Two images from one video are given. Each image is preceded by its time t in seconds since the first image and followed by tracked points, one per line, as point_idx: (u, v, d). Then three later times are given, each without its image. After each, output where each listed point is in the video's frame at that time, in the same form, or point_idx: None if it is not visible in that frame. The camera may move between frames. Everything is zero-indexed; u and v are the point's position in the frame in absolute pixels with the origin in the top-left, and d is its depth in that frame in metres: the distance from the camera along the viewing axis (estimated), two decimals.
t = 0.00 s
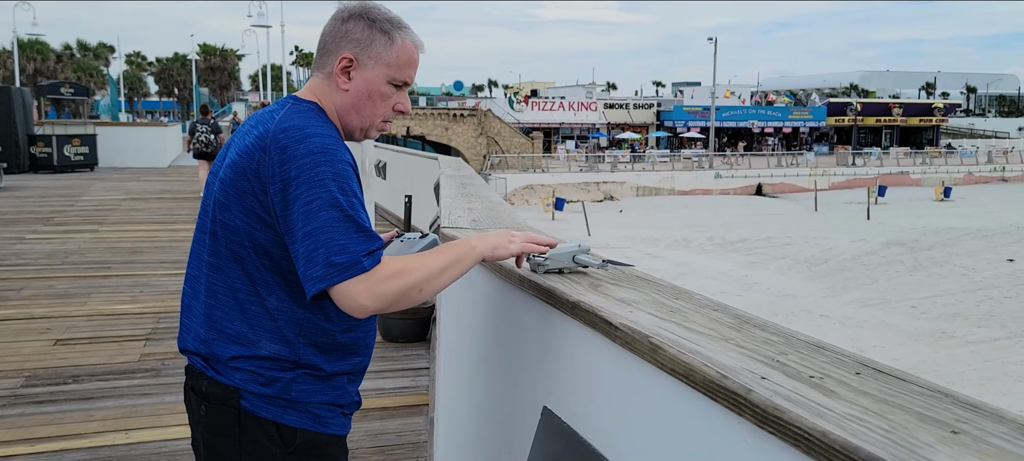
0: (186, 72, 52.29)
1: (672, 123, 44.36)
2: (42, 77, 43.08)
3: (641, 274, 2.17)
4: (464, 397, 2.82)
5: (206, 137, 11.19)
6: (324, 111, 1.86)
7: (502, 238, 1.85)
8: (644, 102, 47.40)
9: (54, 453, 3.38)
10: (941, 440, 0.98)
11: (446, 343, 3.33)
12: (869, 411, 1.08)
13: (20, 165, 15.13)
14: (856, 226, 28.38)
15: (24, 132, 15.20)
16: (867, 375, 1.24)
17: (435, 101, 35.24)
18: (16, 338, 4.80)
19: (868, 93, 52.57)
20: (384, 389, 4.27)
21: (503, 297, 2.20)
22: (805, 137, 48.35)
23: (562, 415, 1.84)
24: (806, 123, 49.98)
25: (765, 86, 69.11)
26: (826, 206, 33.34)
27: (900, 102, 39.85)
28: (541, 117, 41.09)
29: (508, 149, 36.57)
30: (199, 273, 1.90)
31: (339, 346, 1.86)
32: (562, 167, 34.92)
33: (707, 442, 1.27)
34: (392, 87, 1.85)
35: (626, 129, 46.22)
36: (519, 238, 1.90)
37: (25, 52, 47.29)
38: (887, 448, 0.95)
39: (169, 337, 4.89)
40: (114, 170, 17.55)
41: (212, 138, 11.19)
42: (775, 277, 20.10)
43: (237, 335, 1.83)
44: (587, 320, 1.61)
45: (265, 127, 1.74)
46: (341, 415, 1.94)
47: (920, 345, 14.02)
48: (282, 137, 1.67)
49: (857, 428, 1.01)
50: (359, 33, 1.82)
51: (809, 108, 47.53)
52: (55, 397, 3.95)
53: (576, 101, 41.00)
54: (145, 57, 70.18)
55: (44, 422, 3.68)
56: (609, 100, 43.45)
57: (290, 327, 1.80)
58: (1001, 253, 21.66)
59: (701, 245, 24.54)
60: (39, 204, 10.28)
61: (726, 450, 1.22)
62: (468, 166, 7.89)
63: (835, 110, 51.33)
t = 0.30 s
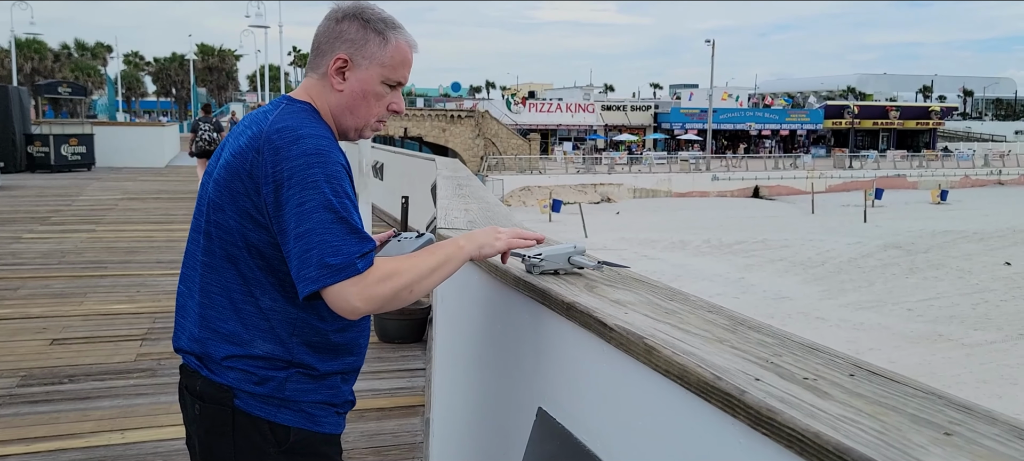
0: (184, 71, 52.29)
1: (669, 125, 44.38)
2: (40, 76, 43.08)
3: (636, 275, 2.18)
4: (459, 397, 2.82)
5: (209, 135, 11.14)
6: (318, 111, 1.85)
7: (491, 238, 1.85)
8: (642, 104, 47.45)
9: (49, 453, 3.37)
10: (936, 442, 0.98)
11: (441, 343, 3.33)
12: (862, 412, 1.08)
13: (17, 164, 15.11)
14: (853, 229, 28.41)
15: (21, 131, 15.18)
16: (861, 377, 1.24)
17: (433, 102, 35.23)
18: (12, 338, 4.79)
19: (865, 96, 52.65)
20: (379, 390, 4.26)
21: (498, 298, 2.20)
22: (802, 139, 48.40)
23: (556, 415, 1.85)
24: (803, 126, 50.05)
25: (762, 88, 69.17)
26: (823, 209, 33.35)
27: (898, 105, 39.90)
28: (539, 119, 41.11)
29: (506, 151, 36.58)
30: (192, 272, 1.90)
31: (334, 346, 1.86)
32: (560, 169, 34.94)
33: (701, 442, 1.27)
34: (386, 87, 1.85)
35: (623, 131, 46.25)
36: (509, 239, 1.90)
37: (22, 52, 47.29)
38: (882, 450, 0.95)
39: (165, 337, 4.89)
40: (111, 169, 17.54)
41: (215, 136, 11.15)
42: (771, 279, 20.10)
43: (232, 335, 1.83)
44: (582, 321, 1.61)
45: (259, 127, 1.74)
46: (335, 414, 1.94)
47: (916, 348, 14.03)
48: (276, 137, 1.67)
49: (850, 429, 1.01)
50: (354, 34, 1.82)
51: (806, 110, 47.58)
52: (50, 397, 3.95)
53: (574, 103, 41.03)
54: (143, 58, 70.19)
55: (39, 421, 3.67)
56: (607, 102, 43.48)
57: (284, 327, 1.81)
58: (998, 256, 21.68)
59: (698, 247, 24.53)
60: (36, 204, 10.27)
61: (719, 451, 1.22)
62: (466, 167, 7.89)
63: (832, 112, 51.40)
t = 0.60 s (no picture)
0: (183, 71, 52.32)
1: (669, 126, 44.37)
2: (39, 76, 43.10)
3: (634, 275, 2.18)
4: (456, 396, 2.81)
5: (213, 134, 11.18)
6: (317, 111, 1.85)
7: (487, 238, 1.85)
8: (642, 106, 47.47)
9: (47, 452, 3.37)
10: (934, 444, 0.98)
11: (439, 344, 3.32)
12: (862, 413, 1.08)
13: (16, 163, 15.10)
14: (852, 230, 28.40)
15: (20, 131, 15.17)
16: (860, 378, 1.25)
17: (432, 103, 35.23)
18: (10, 337, 4.79)
19: (864, 98, 52.64)
20: (377, 390, 4.27)
21: (496, 298, 2.21)
22: (801, 141, 48.41)
23: (554, 415, 1.85)
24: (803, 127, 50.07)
25: (761, 90, 69.19)
26: (823, 211, 33.35)
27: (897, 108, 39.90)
28: (538, 120, 41.12)
29: (505, 152, 36.58)
30: (191, 271, 1.90)
31: (332, 344, 1.86)
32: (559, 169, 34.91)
33: (700, 442, 1.27)
34: (385, 87, 1.85)
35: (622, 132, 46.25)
36: (504, 239, 1.90)
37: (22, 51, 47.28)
38: (880, 451, 0.96)
39: (164, 337, 4.88)
40: (110, 169, 17.55)
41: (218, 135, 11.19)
42: (770, 281, 20.09)
43: (230, 333, 1.83)
44: (581, 321, 1.61)
45: (257, 126, 1.74)
46: (332, 412, 1.94)
47: (915, 350, 14.03)
48: (273, 135, 1.67)
49: (849, 431, 1.01)
50: (354, 34, 1.82)
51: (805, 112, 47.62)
52: (48, 396, 3.95)
53: (574, 104, 41.03)
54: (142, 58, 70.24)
55: (36, 421, 3.66)
56: (606, 103, 43.49)
57: (282, 324, 1.81)
58: (997, 259, 21.67)
59: (697, 249, 24.52)
60: (35, 203, 10.27)
61: (719, 451, 1.22)
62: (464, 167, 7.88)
63: (832, 114, 51.41)
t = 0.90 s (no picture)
0: (185, 68, 52.40)
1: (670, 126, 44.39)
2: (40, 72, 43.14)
3: (635, 273, 2.17)
4: (456, 393, 2.81)
5: (212, 130, 11.22)
6: (316, 105, 1.85)
7: (485, 234, 1.85)
8: (643, 105, 47.49)
9: (47, 447, 3.38)
10: (943, 444, 0.98)
11: (439, 342, 3.32)
12: (868, 413, 1.08)
13: (17, 158, 15.09)
14: (853, 230, 28.39)
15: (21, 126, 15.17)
16: (866, 377, 1.24)
17: (434, 101, 35.24)
18: (10, 332, 4.80)
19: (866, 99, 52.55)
20: (377, 387, 4.27)
21: (497, 295, 2.20)
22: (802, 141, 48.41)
23: (555, 413, 1.85)
24: (804, 127, 50.07)
25: (763, 89, 69.18)
26: (823, 210, 33.34)
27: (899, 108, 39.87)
28: (540, 118, 41.14)
29: (506, 150, 36.59)
30: (190, 266, 1.90)
31: (332, 340, 1.86)
32: (560, 168, 34.94)
33: (703, 442, 1.27)
34: (386, 82, 1.85)
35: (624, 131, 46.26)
36: (503, 236, 1.89)
37: (25, 47, 47.36)
38: (885, 450, 0.95)
39: (163, 333, 4.89)
40: (112, 165, 17.59)
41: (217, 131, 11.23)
42: (770, 280, 20.10)
43: (230, 327, 1.83)
44: (582, 318, 1.61)
45: (258, 120, 1.74)
46: (332, 408, 1.94)
47: (916, 351, 14.03)
48: (274, 129, 1.66)
49: (855, 431, 1.01)
50: (355, 28, 1.82)
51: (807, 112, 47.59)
52: (47, 391, 3.95)
53: (575, 103, 41.05)
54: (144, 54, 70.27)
55: (36, 416, 3.66)
56: (608, 102, 43.50)
57: (282, 319, 1.80)
58: (999, 259, 21.64)
59: (698, 248, 24.51)
60: (37, 198, 10.29)
61: (724, 450, 1.21)
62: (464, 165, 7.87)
63: (834, 114, 51.40)
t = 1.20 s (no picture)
0: (188, 64, 52.38)
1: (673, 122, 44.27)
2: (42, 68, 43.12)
3: (636, 271, 2.17)
4: (457, 390, 2.81)
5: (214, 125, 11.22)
6: (318, 101, 1.85)
7: (486, 234, 1.85)
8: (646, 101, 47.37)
9: (48, 442, 3.39)
10: (942, 445, 0.98)
11: (441, 340, 3.31)
12: (868, 414, 1.07)
13: (19, 153, 15.11)
14: (856, 227, 28.29)
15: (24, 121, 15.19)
16: (867, 377, 1.24)
17: (436, 97, 35.19)
18: (12, 327, 4.81)
19: (869, 95, 52.37)
20: (378, 383, 4.27)
21: (498, 293, 2.21)
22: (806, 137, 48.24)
23: (554, 411, 1.85)
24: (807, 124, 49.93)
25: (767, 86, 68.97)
26: (826, 208, 33.21)
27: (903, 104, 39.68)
28: (542, 114, 41.07)
29: (508, 146, 36.53)
30: (191, 264, 1.90)
31: (334, 337, 1.86)
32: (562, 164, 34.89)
33: (704, 440, 1.27)
34: (387, 79, 1.85)
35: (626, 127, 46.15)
36: (504, 235, 1.89)
37: (28, 43, 47.36)
38: (886, 452, 0.95)
39: (165, 328, 4.89)
40: (115, 160, 17.62)
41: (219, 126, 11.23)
42: (772, 278, 20.05)
43: (230, 325, 1.83)
44: (583, 316, 1.61)
45: (259, 116, 1.74)
46: (333, 405, 1.94)
47: (918, 349, 13.98)
48: (275, 126, 1.66)
49: (856, 433, 1.01)
50: (357, 25, 1.81)
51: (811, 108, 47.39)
52: (49, 387, 3.96)
53: (578, 99, 40.97)
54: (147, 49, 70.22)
55: (38, 411, 3.68)
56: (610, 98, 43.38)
57: (283, 316, 1.81)
58: (1001, 257, 21.54)
59: (699, 245, 24.49)
60: (39, 193, 10.30)
61: (723, 449, 1.22)
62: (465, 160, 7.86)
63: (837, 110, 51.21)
